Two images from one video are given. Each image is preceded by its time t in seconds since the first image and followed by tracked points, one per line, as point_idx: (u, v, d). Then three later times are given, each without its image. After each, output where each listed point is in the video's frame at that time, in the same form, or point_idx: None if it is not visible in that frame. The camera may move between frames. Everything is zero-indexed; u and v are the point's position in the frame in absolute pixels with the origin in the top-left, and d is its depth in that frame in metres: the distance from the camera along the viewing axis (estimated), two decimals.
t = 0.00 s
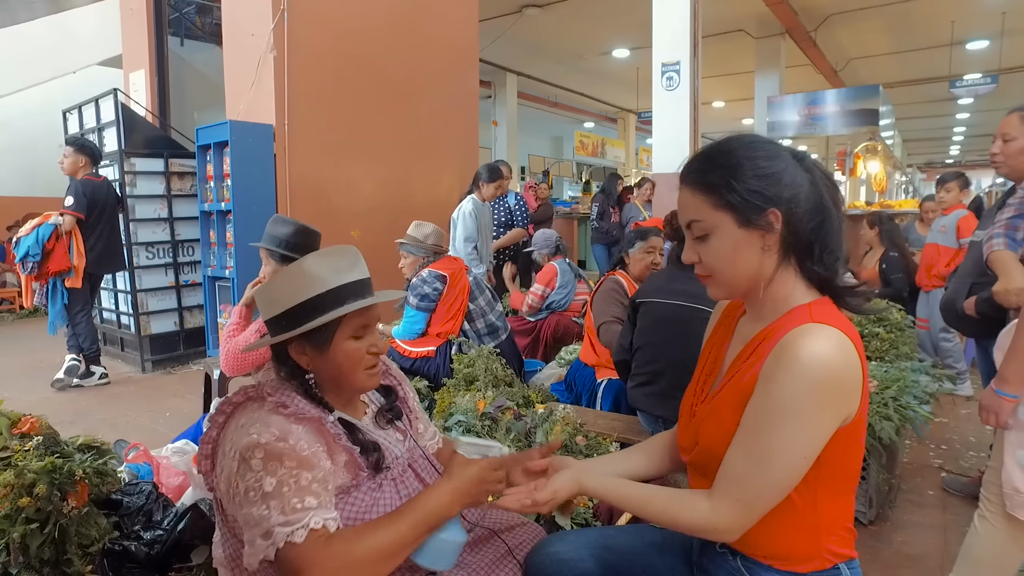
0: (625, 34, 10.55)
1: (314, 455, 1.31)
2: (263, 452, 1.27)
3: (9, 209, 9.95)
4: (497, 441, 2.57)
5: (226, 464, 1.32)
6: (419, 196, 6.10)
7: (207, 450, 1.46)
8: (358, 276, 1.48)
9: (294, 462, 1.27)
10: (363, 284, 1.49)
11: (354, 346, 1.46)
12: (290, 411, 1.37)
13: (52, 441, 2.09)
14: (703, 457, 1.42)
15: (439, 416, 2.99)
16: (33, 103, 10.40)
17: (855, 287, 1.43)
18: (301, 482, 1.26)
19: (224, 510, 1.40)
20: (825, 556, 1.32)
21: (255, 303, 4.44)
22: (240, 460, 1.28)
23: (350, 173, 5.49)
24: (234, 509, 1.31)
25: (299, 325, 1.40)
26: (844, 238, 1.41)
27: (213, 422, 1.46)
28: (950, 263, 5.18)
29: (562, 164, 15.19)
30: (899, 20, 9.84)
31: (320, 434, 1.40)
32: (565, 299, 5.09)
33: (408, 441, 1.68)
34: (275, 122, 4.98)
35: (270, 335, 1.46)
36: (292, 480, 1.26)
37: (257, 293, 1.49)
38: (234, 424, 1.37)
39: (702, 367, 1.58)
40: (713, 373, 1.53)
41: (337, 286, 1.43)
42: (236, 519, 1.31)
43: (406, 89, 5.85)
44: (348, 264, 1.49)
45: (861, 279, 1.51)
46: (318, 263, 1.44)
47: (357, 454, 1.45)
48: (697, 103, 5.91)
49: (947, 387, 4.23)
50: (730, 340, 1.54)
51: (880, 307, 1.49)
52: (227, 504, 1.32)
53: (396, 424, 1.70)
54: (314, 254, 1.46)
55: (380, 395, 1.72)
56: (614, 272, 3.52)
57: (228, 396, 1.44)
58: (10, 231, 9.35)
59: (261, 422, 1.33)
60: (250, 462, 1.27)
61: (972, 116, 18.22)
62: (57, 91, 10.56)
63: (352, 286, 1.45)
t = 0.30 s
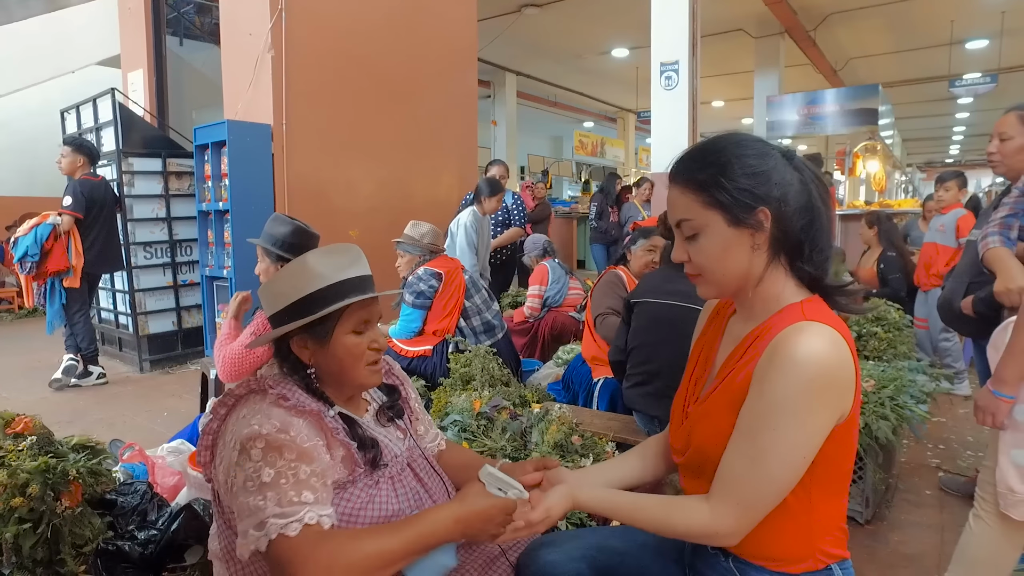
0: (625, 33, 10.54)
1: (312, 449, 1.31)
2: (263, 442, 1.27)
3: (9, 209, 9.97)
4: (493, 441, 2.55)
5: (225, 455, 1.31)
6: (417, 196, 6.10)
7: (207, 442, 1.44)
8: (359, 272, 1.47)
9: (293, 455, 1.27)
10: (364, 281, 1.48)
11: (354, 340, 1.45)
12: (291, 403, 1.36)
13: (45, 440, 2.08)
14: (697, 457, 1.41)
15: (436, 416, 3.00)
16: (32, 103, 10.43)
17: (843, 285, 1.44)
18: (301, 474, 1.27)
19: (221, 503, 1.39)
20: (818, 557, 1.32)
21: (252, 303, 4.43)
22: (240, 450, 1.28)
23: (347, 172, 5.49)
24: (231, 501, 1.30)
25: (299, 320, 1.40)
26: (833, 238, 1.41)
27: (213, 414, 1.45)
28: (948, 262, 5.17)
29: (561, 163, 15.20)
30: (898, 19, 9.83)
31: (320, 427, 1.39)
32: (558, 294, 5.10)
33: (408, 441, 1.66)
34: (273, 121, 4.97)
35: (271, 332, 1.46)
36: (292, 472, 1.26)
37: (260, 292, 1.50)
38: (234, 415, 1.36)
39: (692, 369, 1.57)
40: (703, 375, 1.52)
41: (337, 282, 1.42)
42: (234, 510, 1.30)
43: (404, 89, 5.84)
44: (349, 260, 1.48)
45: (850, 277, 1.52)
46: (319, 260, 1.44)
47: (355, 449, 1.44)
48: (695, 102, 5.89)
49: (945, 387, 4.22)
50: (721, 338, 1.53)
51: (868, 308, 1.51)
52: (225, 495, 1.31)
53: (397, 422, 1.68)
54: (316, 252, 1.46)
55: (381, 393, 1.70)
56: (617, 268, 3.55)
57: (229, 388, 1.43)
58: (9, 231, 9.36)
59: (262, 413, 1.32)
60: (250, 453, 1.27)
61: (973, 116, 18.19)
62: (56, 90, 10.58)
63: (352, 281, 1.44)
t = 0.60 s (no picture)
0: (624, 33, 10.53)
1: (314, 456, 1.30)
2: (263, 450, 1.26)
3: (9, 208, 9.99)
4: (491, 442, 2.56)
5: (226, 460, 1.30)
6: (416, 196, 6.09)
7: (208, 444, 1.42)
8: (358, 272, 1.47)
9: (291, 465, 1.26)
10: (362, 278, 1.48)
11: (357, 341, 1.45)
12: (293, 408, 1.35)
13: (43, 441, 2.08)
14: (696, 459, 1.41)
15: (434, 417, 2.99)
16: (32, 102, 10.47)
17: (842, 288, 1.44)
18: (300, 484, 1.26)
19: (222, 506, 1.39)
20: (815, 560, 1.32)
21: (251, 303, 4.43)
22: (241, 456, 1.27)
23: (346, 173, 5.48)
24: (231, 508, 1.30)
25: (300, 321, 1.39)
26: (832, 240, 1.41)
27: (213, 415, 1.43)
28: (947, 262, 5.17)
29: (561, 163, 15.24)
30: (898, 19, 9.83)
31: (322, 432, 1.38)
32: (551, 292, 5.12)
33: (409, 445, 1.65)
34: (272, 121, 4.97)
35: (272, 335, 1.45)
36: (291, 482, 1.25)
37: (258, 294, 1.49)
38: (235, 419, 1.35)
39: (689, 371, 1.57)
40: (700, 376, 1.52)
41: (336, 281, 1.42)
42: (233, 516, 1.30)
43: (402, 89, 5.83)
44: (347, 260, 1.48)
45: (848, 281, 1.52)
46: (317, 259, 1.43)
47: (356, 454, 1.43)
48: (695, 102, 5.89)
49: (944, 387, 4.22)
50: (720, 339, 1.53)
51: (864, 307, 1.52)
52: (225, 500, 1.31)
53: (399, 426, 1.67)
54: (312, 252, 1.46)
55: (381, 395, 1.70)
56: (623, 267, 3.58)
57: (230, 391, 1.41)
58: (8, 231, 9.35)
59: (263, 418, 1.31)
60: (250, 459, 1.26)
61: (973, 115, 18.18)
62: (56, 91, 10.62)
63: (351, 279, 1.44)
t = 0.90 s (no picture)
0: (624, 33, 10.53)
1: (319, 470, 1.30)
2: (265, 465, 1.25)
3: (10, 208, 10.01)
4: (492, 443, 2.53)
5: (231, 470, 1.30)
6: (417, 196, 6.10)
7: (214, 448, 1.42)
8: (364, 275, 1.46)
9: (292, 482, 1.25)
10: (368, 281, 1.48)
11: (366, 346, 1.45)
12: (300, 418, 1.34)
13: (45, 443, 2.08)
14: (697, 464, 1.41)
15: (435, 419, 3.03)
16: (32, 103, 10.47)
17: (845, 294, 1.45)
18: (300, 502, 1.25)
19: (225, 511, 1.39)
20: (815, 563, 1.32)
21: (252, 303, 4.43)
22: (245, 467, 1.27)
23: (347, 173, 5.48)
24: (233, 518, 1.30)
25: (308, 328, 1.39)
26: (835, 244, 1.41)
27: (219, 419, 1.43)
28: (946, 262, 5.18)
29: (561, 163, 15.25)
30: (898, 19, 9.83)
31: (329, 441, 1.38)
32: (547, 291, 5.13)
33: (412, 451, 1.66)
34: (273, 122, 4.97)
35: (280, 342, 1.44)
36: (291, 500, 1.25)
37: (264, 301, 1.48)
38: (241, 428, 1.35)
39: (692, 371, 1.57)
40: (702, 376, 1.52)
41: (343, 285, 1.41)
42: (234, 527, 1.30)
43: (402, 89, 5.83)
44: (351, 262, 1.47)
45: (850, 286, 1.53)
46: (320, 264, 1.43)
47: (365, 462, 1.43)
48: (695, 102, 5.88)
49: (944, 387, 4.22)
50: (721, 341, 1.53)
51: (864, 307, 1.53)
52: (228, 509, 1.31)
53: (402, 431, 1.67)
54: (316, 256, 1.45)
55: (385, 400, 1.70)
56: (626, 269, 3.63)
57: (236, 396, 1.41)
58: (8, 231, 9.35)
59: (269, 428, 1.30)
60: (252, 472, 1.26)
61: (973, 115, 18.18)
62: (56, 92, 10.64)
63: (358, 283, 1.43)
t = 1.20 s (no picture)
0: (624, 33, 10.54)
1: (322, 469, 1.30)
2: (267, 464, 1.25)
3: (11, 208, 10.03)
4: (494, 443, 2.54)
5: (234, 469, 1.31)
6: (418, 196, 6.10)
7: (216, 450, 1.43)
8: (370, 279, 1.47)
9: (294, 482, 1.25)
10: (376, 286, 1.48)
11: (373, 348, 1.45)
12: (301, 415, 1.34)
13: (48, 444, 2.09)
14: (697, 463, 1.42)
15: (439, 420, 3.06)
16: (32, 104, 10.45)
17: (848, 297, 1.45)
18: (303, 502, 1.25)
19: (228, 512, 1.39)
20: (817, 563, 1.33)
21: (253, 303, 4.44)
22: (247, 466, 1.27)
23: (347, 174, 5.48)
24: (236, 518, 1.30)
25: (314, 332, 1.39)
26: (837, 248, 1.42)
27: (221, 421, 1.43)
28: (947, 263, 5.18)
29: (561, 163, 15.26)
30: (898, 19, 9.83)
31: (331, 440, 1.38)
32: (545, 291, 5.15)
33: (415, 449, 1.65)
34: (273, 123, 4.97)
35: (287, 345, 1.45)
36: (294, 500, 1.25)
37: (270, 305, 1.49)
38: (243, 428, 1.35)
39: (693, 374, 1.58)
40: (703, 378, 1.53)
41: (347, 290, 1.41)
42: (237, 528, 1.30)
43: (403, 89, 5.84)
44: (357, 266, 1.47)
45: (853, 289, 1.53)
46: (326, 268, 1.43)
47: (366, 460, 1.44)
48: (696, 102, 5.88)
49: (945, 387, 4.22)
50: (723, 342, 1.53)
51: (865, 309, 1.53)
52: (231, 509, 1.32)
53: (403, 430, 1.68)
54: (320, 262, 1.46)
55: (388, 400, 1.70)
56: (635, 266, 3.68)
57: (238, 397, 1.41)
58: (8, 232, 9.35)
59: (270, 427, 1.31)
60: (254, 472, 1.26)
61: (973, 115, 18.17)
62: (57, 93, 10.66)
63: (365, 287, 1.44)
